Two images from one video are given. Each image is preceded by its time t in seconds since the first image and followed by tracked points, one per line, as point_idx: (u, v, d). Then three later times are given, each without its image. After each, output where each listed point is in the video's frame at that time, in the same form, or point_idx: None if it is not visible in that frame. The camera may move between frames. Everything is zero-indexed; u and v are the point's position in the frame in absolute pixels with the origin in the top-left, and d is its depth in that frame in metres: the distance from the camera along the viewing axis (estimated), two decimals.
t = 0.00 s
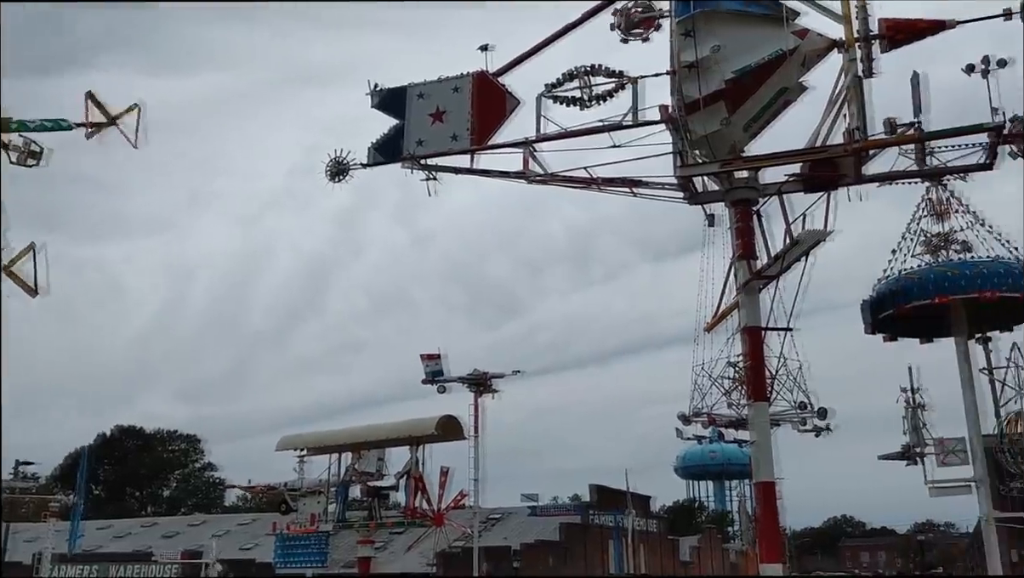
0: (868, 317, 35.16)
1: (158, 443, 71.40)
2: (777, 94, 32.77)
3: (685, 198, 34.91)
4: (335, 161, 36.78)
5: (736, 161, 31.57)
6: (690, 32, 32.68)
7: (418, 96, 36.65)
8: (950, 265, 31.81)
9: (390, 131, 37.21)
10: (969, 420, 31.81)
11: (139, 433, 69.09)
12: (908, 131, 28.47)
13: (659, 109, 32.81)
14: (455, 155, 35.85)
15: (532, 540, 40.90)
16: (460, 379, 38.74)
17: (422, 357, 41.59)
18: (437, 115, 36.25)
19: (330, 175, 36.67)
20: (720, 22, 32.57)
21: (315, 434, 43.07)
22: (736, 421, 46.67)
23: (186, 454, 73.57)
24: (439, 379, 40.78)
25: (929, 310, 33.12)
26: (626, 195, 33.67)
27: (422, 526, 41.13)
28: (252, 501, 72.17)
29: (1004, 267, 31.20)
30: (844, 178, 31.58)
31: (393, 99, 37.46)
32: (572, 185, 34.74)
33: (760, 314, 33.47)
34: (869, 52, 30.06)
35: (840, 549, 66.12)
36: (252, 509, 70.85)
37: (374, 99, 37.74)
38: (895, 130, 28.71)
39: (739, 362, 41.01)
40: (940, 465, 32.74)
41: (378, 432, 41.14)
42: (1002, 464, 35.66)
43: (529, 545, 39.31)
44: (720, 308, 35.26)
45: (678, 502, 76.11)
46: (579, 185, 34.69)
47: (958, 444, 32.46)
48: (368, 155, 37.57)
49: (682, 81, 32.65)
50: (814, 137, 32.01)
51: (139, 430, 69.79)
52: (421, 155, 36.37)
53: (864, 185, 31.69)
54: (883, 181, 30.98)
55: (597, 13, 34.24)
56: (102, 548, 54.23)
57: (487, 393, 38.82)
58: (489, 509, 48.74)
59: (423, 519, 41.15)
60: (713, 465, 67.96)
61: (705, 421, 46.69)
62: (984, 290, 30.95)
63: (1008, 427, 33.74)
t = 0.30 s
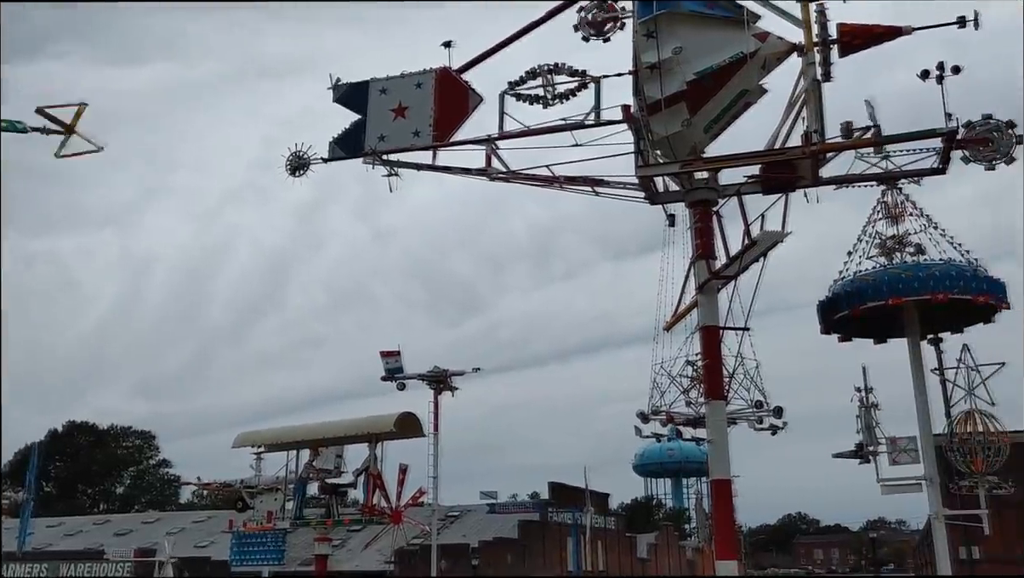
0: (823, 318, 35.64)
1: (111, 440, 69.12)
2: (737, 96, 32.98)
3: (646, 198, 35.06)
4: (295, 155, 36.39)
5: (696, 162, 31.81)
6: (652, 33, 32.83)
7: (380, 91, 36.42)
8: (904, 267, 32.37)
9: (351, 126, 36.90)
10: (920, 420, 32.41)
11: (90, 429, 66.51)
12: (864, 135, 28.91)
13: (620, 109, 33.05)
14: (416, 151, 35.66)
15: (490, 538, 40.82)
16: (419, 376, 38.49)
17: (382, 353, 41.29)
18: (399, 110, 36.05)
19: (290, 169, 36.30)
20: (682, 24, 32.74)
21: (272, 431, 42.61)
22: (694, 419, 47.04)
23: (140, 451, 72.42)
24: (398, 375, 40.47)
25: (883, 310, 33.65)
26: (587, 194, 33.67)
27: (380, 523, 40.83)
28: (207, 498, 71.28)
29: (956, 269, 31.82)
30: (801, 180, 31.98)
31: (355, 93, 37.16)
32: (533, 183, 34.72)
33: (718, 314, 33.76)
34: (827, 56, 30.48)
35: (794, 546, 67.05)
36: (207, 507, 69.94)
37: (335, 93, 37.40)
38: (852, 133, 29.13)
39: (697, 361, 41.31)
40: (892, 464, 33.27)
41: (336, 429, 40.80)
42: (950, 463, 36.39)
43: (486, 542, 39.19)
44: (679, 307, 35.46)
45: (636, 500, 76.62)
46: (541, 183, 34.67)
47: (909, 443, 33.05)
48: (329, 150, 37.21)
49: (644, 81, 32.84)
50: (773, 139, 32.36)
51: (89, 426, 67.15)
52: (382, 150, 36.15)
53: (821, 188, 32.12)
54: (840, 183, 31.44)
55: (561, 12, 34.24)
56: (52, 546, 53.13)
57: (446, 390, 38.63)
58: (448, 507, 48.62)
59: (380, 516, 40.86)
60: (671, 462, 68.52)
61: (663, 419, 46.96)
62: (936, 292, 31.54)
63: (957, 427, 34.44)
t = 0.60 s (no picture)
0: (797, 318, 35.90)
1: (81, 435, 68.22)
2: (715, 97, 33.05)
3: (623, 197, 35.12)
4: (272, 149, 36.10)
5: (674, 162, 31.93)
6: (631, 32, 32.84)
7: (358, 86, 36.19)
8: (877, 269, 32.66)
9: (329, 120, 36.67)
10: (891, 420, 32.73)
11: (61, 424, 65.82)
12: (840, 137, 29.13)
13: (599, 108, 33.07)
14: (394, 147, 35.51)
15: (464, 535, 40.73)
16: (394, 373, 38.32)
17: (357, 349, 41.07)
18: (377, 105, 35.86)
19: (266, 163, 36.02)
20: (661, 24, 32.79)
21: (245, 427, 42.28)
22: (669, 418, 47.21)
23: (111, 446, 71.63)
24: (373, 372, 40.27)
25: (856, 311, 33.95)
26: (564, 192, 33.68)
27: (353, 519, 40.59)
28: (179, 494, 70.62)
29: (928, 272, 32.14)
30: (777, 181, 32.18)
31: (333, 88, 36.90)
32: (511, 180, 34.68)
33: (693, 313, 33.90)
34: (804, 58, 30.67)
35: (766, 545, 67.53)
36: (178, 503, 69.37)
37: (313, 87, 37.12)
38: (827, 135, 29.35)
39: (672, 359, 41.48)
40: (863, 463, 33.59)
41: (310, 425, 40.56)
42: (920, 463, 36.78)
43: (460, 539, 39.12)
44: (655, 306, 35.58)
45: (610, 498, 76.87)
46: (519, 180, 34.63)
47: (880, 443, 33.37)
48: (306, 144, 36.97)
49: (622, 81, 32.86)
50: (750, 140, 32.52)
51: (59, 420, 66.31)
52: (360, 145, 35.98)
53: (796, 189, 32.33)
54: (815, 185, 31.66)
55: (540, 9, 34.17)
56: (20, 541, 52.47)
57: (421, 387, 38.48)
58: (422, 504, 48.51)
59: (354, 513, 40.63)
60: (645, 461, 68.80)
61: (638, 418, 47.08)
62: (908, 293, 31.85)
63: (927, 427, 34.80)
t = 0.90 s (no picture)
0: (772, 318, 36.13)
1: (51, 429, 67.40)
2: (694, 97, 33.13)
3: (601, 195, 35.15)
4: (249, 143, 35.82)
5: (652, 161, 32.03)
6: (611, 32, 32.89)
7: (337, 81, 35.95)
8: (852, 270, 32.93)
9: (307, 115, 36.42)
10: (863, 420, 33.04)
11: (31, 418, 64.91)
12: (816, 140, 29.34)
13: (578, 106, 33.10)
14: (373, 142, 35.35)
15: (438, 532, 40.66)
16: (371, 369, 38.17)
17: (333, 344, 40.85)
18: (356, 100, 35.65)
19: (243, 157, 35.73)
20: (641, 24, 32.85)
21: (219, 423, 41.94)
22: (645, 416, 47.37)
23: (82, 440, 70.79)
24: (349, 368, 40.07)
25: (830, 312, 34.21)
26: (543, 190, 33.67)
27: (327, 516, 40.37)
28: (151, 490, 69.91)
29: (901, 274, 32.46)
30: (754, 182, 32.35)
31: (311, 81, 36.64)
32: (490, 177, 34.62)
33: (670, 312, 34.02)
34: (782, 60, 30.86)
35: (738, 543, 67.98)
36: (151, 499, 68.72)
37: (291, 81, 36.83)
38: (804, 137, 29.55)
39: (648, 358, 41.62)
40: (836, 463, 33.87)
41: (285, 421, 40.31)
42: (892, 463, 37.13)
43: (434, 536, 39.07)
44: (632, 304, 35.67)
45: (585, 496, 77.10)
46: (498, 178, 34.58)
47: (852, 442, 33.65)
48: (284, 138, 36.69)
49: (602, 79, 32.90)
50: (728, 140, 32.66)
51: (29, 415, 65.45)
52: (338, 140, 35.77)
53: (773, 190, 32.52)
54: (792, 186, 31.87)
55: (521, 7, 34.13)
56: None
57: (398, 383, 38.35)
58: (397, 501, 48.39)
59: (328, 510, 40.43)
60: (620, 459, 69.02)
61: (614, 417, 47.17)
62: (882, 295, 32.14)
63: (899, 427, 35.18)
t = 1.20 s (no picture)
0: (744, 318, 36.40)
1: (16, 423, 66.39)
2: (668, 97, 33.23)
3: (576, 193, 35.16)
4: (221, 136, 35.50)
5: (626, 160, 32.14)
6: (587, 30, 32.96)
7: (311, 75, 35.68)
8: (822, 271, 33.25)
9: (280, 108, 36.11)
10: (832, 420, 33.39)
11: None
12: (789, 141, 29.58)
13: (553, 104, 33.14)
14: (347, 137, 35.17)
15: (409, 529, 40.55)
16: (343, 365, 37.97)
17: (305, 340, 40.58)
18: (331, 94, 35.43)
19: (216, 150, 35.40)
20: (616, 23, 32.95)
21: (188, 417, 41.55)
22: (617, 414, 47.51)
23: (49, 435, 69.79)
24: (321, 364, 39.83)
25: (800, 312, 34.51)
26: (517, 187, 33.66)
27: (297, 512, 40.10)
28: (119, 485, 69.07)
29: (870, 275, 32.81)
30: (727, 182, 32.56)
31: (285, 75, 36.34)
32: (465, 174, 34.56)
33: (643, 311, 34.16)
34: (756, 62, 31.08)
35: (708, 541, 68.47)
36: (118, 494, 67.89)
37: (265, 74, 36.50)
38: (777, 138, 29.79)
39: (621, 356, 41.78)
40: (804, 461, 34.21)
41: (256, 416, 40.02)
42: (859, 462, 37.54)
43: (405, 533, 38.95)
44: (605, 303, 35.78)
45: (556, 493, 77.30)
46: (472, 174, 34.52)
47: (821, 441, 33.97)
48: (257, 132, 36.38)
49: (577, 78, 32.95)
50: (702, 140, 32.83)
51: None
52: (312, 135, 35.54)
53: (746, 190, 32.76)
54: (765, 186, 32.12)
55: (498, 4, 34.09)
56: None
57: (370, 379, 38.17)
58: (368, 497, 48.23)
59: (298, 506, 40.17)
60: (591, 456, 69.25)
61: (586, 414, 47.26)
62: (851, 296, 32.48)
63: (867, 427, 35.61)
